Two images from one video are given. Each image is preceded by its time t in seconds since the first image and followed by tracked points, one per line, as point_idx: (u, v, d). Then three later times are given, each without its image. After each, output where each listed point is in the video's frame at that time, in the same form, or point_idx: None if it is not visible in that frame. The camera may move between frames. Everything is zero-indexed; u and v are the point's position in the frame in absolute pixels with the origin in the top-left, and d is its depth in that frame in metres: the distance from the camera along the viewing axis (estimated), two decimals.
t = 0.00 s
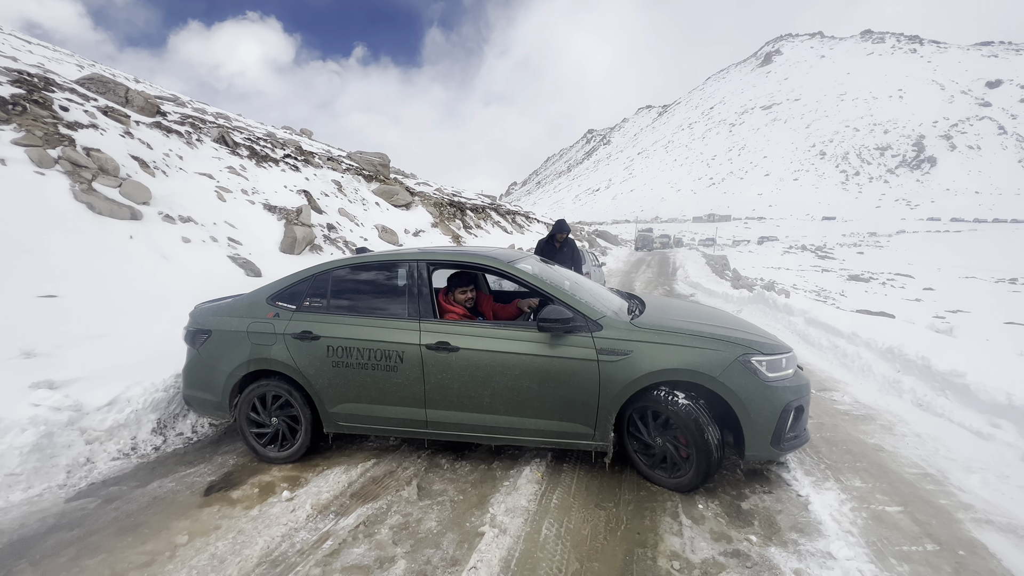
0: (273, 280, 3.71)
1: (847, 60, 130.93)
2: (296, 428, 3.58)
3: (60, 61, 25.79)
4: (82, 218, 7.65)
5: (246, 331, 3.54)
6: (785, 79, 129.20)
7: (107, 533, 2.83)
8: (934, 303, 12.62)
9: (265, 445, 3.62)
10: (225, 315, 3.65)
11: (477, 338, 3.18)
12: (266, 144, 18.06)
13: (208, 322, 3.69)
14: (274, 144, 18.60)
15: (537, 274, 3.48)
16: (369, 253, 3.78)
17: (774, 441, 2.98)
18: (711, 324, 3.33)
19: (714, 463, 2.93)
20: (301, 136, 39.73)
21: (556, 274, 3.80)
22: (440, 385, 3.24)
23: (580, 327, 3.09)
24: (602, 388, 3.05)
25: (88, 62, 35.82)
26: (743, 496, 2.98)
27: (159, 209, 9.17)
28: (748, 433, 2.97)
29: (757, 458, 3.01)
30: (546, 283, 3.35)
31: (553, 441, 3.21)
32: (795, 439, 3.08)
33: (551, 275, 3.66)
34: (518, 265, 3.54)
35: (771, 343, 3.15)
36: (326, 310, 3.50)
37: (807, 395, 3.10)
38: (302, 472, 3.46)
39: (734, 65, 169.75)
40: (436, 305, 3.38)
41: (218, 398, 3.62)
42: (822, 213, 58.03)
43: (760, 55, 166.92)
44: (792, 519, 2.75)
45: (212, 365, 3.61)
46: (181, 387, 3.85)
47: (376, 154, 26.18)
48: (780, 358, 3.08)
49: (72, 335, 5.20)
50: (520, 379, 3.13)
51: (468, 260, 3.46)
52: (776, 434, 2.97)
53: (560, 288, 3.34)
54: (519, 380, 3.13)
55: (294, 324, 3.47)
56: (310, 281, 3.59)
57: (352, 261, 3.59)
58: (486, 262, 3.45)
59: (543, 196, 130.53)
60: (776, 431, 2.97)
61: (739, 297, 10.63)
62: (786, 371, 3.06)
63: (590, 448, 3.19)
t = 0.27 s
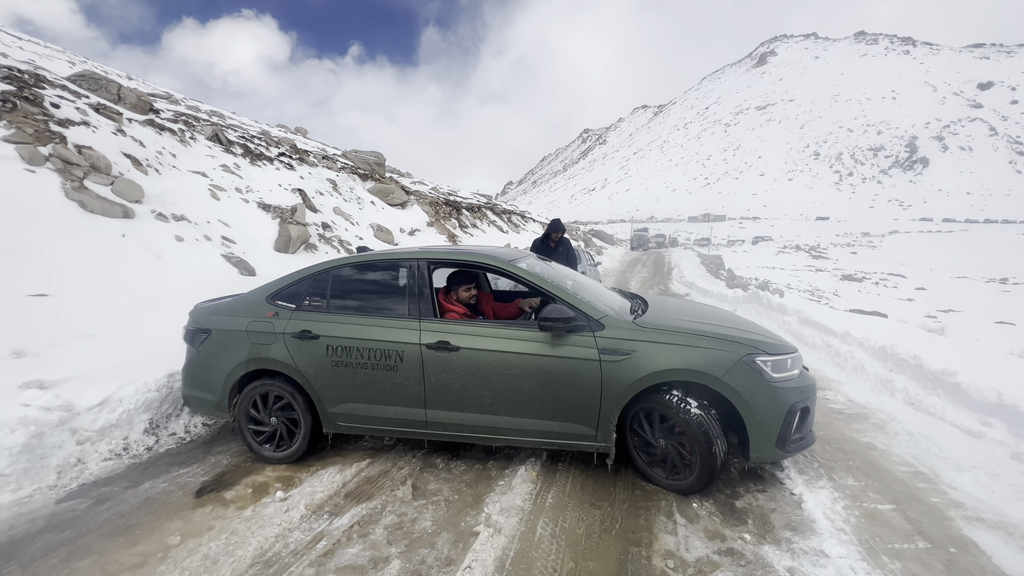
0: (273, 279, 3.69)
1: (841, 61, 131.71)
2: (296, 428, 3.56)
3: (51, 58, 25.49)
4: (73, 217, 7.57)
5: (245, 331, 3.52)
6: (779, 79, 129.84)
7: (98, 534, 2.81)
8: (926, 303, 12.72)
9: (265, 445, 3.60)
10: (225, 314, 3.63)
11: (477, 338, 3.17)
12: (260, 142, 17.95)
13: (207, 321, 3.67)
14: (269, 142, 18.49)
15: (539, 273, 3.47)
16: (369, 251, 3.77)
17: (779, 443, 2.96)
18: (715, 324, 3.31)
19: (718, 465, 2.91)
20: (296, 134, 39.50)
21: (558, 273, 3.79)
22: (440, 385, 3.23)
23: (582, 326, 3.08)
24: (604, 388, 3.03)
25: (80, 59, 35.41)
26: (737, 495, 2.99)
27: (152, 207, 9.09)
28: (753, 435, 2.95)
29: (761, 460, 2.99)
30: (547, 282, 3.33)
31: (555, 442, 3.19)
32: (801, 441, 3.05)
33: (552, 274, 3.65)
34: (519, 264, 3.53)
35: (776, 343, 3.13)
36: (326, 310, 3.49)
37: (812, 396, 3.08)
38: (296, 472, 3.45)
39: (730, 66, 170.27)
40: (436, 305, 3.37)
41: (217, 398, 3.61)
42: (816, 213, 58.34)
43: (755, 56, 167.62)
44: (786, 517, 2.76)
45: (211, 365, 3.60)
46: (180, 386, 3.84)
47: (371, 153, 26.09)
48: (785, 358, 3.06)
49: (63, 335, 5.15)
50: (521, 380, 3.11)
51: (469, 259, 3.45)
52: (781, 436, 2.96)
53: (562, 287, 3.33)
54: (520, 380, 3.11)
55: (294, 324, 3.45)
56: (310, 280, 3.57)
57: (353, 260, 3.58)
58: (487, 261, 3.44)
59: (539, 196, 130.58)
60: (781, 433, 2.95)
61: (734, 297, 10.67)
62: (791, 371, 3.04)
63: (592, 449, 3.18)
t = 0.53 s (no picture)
0: (276, 278, 3.69)
1: (833, 62, 132.78)
2: (298, 428, 3.53)
3: (38, 54, 25.14)
4: (62, 215, 7.47)
5: (247, 330, 3.51)
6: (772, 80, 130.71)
7: (88, 536, 2.77)
8: (916, 302, 12.86)
9: (266, 446, 3.58)
10: (227, 314, 3.63)
11: (482, 337, 3.13)
12: (253, 140, 17.81)
13: (210, 320, 3.67)
14: (261, 141, 18.32)
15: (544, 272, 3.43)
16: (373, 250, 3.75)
17: (792, 446, 2.90)
18: (725, 324, 3.27)
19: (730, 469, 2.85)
20: (288, 133, 39.23)
21: (564, 272, 3.76)
22: (444, 385, 3.20)
23: (589, 326, 3.03)
24: (611, 389, 2.98)
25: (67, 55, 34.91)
26: (732, 493, 3.01)
27: (142, 206, 9.00)
28: (765, 437, 2.90)
29: (774, 464, 2.94)
30: (553, 281, 3.30)
31: (560, 444, 3.13)
32: (814, 444, 3.00)
33: (558, 273, 3.61)
34: (523, 262, 3.49)
35: (788, 344, 3.07)
36: (329, 309, 3.47)
37: (826, 398, 3.02)
38: (289, 472, 3.43)
39: (723, 66, 171.12)
40: (440, 304, 3.35)
41: (219, 398, 3.59)
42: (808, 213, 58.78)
43: (747, 57, 168.64)
44: (779, 515, 2.78)
45: (213, 365, 3.58)
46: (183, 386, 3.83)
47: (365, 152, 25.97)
48: (798, 359, 3.00)
49: (52, 335, 5.08)
50: (526, 380, 3.06)
51: (473, 257, 3.41)
52: (794, 439, 2.90)
53: (568, 287, 3.29)
54: (525, 381, 3.07)
55: (296, 323, 3.43)
56: (313, 279, 3.56)
57: (357, 259, 3.56)
58: (492, 259, 3.40)
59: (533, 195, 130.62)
60: (793, 435, 2.90)
61: (727, 296, 10.74)
62: (804, 373, 2.99)
63: (598, 452, 3.12)
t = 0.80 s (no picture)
0: (280, 280, 3.67)
1: (822, 64, 134.28)
2: (302, 431, 3.50)
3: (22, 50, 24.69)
4: (47, 214, 7.35)
5: (251, 332, 3.50)
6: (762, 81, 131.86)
7: (74, 541, 2.73)
8: (902, 301, 13.06)
9: (267, 448, 3.55)
10: (231, 315, 3.63)
11: (488, 341, 3.03)
12: (243, 139, 17.63)
13: (214, 322, 3.67)
14: (251, 139, 18.13)
15: (553, 273, 3.32)
16: (378, 251, 3.70)
17: (815, 457, 2.75)
18: (742, 327, 3.13)
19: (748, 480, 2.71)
20: (279, 131, 38.94)
21: (575, 274, 3.65)
22: (449, 390, 3.11)
23: (600, 329, 2.90)
24: (623, 396, 2.85)
25: (52, 52, 34.38)
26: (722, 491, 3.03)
27: (130, 205, 8.88)
28: (785, 447, 2.76)
29: (795, 475, 2.80)
30: (563, 283, 3.18)
31: (570, 452, 3.01)
32: (837, 455, 2.85)
33: (569, 275, 3.51)
34: (531, 263, 3.39)
35: (809, 348, 2.92)
36: (333, 311, 3.43)
37: (851, 406, 2.86)
38: (279, 474, 3.42)
39: (714, 67, 172.19)
40: (445, 306, 3.26)
41: (223, 400, 3.58)
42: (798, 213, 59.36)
43: (738, 57, 169.92)
44: (769, 513, 2.81)
45: (218, 368, 3.58)
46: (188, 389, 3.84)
47: (357, 151, 25.85)
48: (820, 364, 2.85)
49: (37, 336, 5.01)
50: (534, 386, 2.96)
51: (479, 258, 3.32)
52: (815, 449, 2.76)
53: (579, 288, 3.17)
54: (533, 386, 2.96)
55: (300, 325, 3.41)
56: (317, 280, 3.53)
57: (361, 260, 3.52)
58: (498, 260, 3.30)
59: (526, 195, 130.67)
60: (815, 445, 2.75)
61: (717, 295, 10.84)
62: (826, 379, 2.83)
63: (610, 460, 3.00)
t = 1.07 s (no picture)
0: (286, 280, 3.67)
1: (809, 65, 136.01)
2: (305, 435, 3.47)
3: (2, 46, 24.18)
4: (28, 214, 7.20)
5: (256, 333, 3.50)
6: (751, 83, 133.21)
7: (56, 547, 2.68)
8: (888, 300, 13.27)
9: (268, 448, 3.53)
10: (237, 315, 3.63)
11: (496, 345, 2.94)
12: (231, 138, 17.42)
13: (220, 322, 3.69)
14: (240, 138, 17.90)
15: (564, 275, 3.20)
16: (385, 251, 3.66)
17: (844, 475, 2.58)
18: (765, 333, 2.96)
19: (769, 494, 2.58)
20: (268, 130, 38.57)
21: (587, 275, 3.55)
22: (456, 396, 3.04)
23: (613, 335, 2.79)
24: (638, 405, 2.73)
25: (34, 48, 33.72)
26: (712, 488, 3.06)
27: (114, 204, 8.73)
28: (811, 464, 2.60)
29: (821, 493, 2.63)
30: (576, 286, 3.07)
31: (581, 463, 2.90)
32: (868, 471, 2.67)
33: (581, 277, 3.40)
34: (542, 264, 3.29)
35: (839, 356, 2.73)
36: (338, 313, 3.39)
37: (883, 419, 2.67)
38: (267, 478, 3.39)
39: (704, 68, 173.54)
40: (452, 308, 3.20)
41: (228, 401, 3.59)
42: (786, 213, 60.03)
43: (727, 59, 171.42)
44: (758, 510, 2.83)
45: (222, 367, 3.59)
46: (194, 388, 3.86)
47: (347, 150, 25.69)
48: (851, 375, 2.67)
49: (19, 338, 4.91)
50: (544, 393, 2.85)
51: (487, 259, 3.24)
52: (844, 465, 2.58)
53: (592, 291, 3.05)
54: (543, 393, 2.85)
55: (304, 327, 3.39)
56: (322, 281, 3.51)
57: (367, 260, 3.48)
58: (507, 262, 3.21)
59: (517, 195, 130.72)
60: (844, 461, 2.58)
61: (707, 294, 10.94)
62: (856, 391, 2.64)
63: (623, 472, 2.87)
